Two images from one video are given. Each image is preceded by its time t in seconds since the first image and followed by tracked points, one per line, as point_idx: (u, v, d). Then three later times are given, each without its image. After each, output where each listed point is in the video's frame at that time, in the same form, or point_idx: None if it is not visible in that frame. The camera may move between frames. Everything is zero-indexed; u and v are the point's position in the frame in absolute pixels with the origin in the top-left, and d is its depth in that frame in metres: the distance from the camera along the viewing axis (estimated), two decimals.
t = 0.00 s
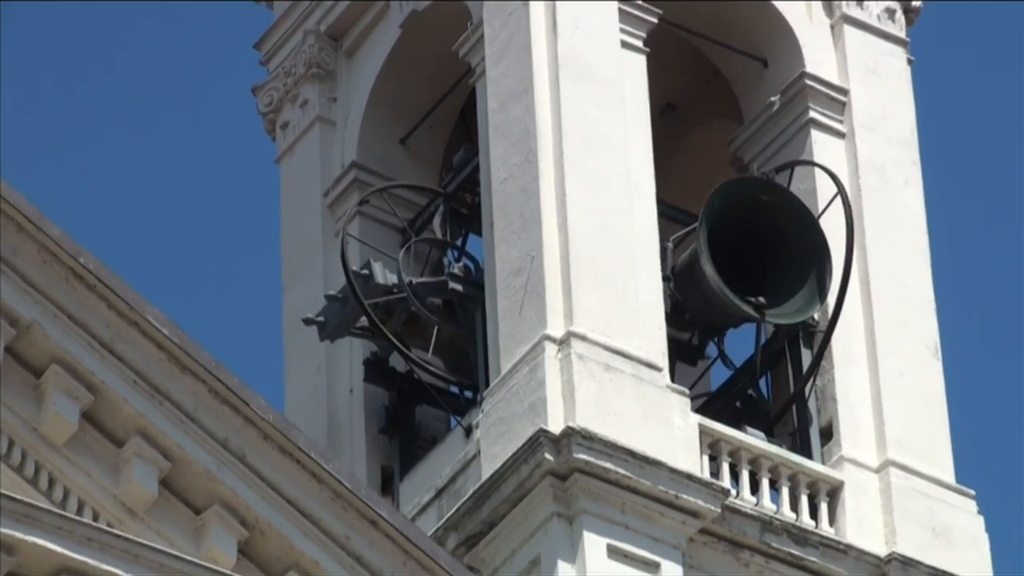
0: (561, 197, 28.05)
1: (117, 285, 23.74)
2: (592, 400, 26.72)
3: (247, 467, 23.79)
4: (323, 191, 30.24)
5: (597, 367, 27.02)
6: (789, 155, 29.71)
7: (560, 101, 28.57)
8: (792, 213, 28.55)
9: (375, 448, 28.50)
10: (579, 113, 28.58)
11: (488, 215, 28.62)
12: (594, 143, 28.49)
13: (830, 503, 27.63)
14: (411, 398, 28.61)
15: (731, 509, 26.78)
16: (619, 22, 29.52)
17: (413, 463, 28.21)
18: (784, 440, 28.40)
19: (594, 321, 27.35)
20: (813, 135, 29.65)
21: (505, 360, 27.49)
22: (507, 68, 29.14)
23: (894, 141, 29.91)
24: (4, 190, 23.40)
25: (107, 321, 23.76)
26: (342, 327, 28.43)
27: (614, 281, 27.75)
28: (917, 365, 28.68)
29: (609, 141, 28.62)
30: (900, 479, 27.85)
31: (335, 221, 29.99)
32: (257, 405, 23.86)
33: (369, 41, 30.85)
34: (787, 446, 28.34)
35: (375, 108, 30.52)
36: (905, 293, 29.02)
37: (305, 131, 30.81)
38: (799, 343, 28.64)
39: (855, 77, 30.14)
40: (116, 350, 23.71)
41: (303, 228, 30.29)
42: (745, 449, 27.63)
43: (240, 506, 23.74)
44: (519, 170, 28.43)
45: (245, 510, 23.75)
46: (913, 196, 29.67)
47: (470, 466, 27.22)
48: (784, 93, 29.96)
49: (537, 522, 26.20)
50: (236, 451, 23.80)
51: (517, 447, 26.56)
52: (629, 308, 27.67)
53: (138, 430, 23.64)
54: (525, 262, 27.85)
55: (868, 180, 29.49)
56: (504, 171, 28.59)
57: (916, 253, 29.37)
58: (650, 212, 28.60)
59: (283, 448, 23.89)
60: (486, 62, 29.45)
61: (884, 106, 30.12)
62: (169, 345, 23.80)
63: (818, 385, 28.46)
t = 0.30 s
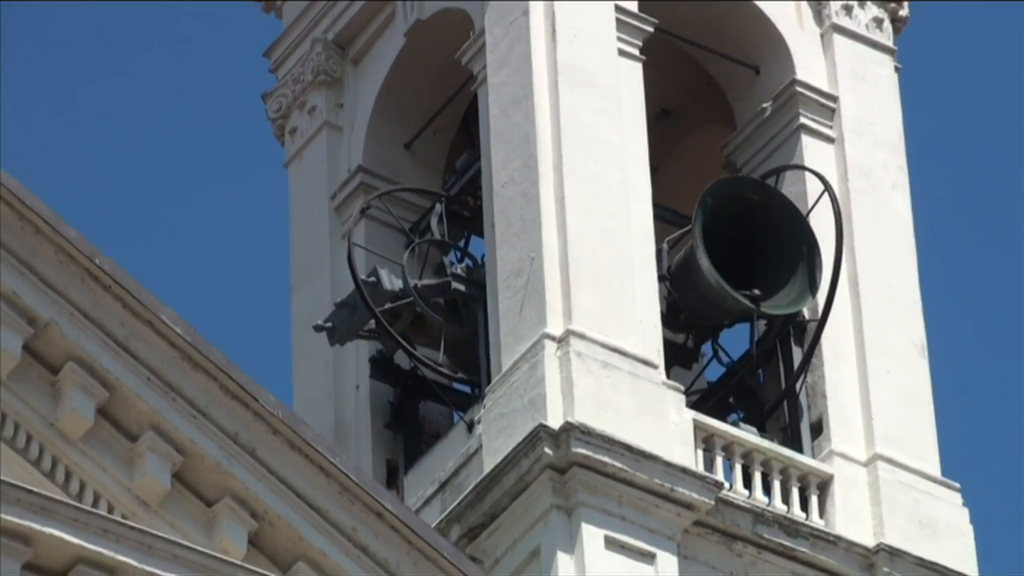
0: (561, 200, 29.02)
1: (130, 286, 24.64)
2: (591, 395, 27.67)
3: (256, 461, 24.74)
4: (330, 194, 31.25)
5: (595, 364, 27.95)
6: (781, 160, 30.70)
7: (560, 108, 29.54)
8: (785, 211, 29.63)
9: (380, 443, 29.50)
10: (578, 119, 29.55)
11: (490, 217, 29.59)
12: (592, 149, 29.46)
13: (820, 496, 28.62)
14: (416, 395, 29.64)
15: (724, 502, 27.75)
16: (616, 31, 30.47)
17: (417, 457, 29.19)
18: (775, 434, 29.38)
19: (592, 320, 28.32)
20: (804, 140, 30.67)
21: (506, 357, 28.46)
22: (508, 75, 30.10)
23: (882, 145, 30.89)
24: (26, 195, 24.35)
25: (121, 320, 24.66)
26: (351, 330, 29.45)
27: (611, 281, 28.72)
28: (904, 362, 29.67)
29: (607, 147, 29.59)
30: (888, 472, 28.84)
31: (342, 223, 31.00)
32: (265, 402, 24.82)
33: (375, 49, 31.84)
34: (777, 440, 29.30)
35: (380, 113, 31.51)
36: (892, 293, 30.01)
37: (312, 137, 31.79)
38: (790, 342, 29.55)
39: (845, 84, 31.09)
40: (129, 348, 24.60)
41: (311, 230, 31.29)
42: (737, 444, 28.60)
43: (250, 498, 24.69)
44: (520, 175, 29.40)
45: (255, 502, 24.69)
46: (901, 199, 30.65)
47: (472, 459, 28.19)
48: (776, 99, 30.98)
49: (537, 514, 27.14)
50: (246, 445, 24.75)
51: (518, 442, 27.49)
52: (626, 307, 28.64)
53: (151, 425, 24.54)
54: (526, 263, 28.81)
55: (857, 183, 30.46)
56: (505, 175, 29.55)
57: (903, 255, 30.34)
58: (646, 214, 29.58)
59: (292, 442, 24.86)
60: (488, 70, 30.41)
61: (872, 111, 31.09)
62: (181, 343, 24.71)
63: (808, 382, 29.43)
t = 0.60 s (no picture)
0: (559, 204, 30.01)
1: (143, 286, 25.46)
2: (588, 392, 28.63)
3: (264, 456, 25.55)
4: (336, 198, 32.29)
5: (592, 362, 28.94)
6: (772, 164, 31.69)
7: (558, 115, 30.54)
8: (776, 217, 30.56)
9: (384, 438, 30.49)
10: (575, 127, 30.55)
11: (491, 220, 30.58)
12: (589, 154, 30.45)
13: (809, 490, 29.61)
14: (420, 390, 30.67)
15: (717, 496, 28.73)
16: (612, 41, 31.45)
17: (420, 452, 30.19)
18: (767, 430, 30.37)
19: (589, 319, 29.30)
20: (794, 146, 31.66)
21: (506, 355, 29.43)
22: (507, 83, 31.09)
23: (868, 152, 31.90)
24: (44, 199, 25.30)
25: (134, 320, 25.44)
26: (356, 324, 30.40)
27: (608, 282, 29.71)
28: (890, 361, 30.68)
29: (603, 151, 30.58)
30: (875, 466, 29.85)
31: (349, 226, 32.02)
32: (273, 399, 25.63)
33: (378, 57, 32.90)
34: (769, 436, 30.31)
35: (385, 119, 32.57)
36: (879, 293, 31.01)
37: (318, 143, 32.86)
38: (780, 340, 30.58)
39: (833, 92, 32.09)
40: (141, 346, 25.39)
41: (317, 232, 32.31)
42: (730, 439, 29.58)
43: (256, 493, 25.50)
44: (518, 179, 30.38)
45: (262, 496, 25.52)
46: (887, 203, 31.66)
47: (473, 454, 29.18)
48: (767, 105, 31.95)
49: (535, 508, 28.10)
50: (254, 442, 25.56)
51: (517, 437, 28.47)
52: (622, 307, 29.62)
53: (164, 421, 25.35)
54: (524, 264, 29.81)
55: (845, 188, 31.46)
56: (506, 179, 30.54)
57: (889, 256, 31.35)
58: (640, 217, 30.57)
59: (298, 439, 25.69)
60: (489, 77, 31.40)
61: (859, 118, 32.10)
62: (192, 342, 25.49)
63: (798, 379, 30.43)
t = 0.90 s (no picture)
0: (558, 207, 31.05)
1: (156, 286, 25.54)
2: (586, 388, 29.67)
3: (273, 450, 25.64)
4: (342, 202, 33.45)
5: (590, 359, 29.97)
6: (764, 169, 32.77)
7: (558, 121, 31.58)
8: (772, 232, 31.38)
9: (390, 433, 31.53)
10: (574, 132, 31.60)
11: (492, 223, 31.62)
12: (587, 159, 31.50)
13: (800, 483, 30.66)
14: (423, 387, 31.72)
15: (711, 489, 29.75)
16: (610, 50, 32.50)
17: (423, 447, 31.23)
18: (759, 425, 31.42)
19: (587, 318, 30.33)
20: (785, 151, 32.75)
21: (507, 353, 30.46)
22: (508, 91, 32.14)
23: (857, 157, 32.98)
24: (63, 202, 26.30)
25: (148, 318, 25.51)
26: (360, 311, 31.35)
27: (605, 283, 30.76)
28: (878, 359, 31.74)
29: (601, 156, 31.62)
30: (863, 460, 30.90)
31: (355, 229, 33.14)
32: (282, 395, 25.71)
33: (384, 65, 34.11)
34: (760, 432, 31.37)
35: (390, 125, 33.74)
36: (867, 293, 32.06)
37: (326, 148, 34.05)
38: (772, 340, 31.66)
39: (823, 99, 33.17)
40: (154, 344, 25.47)
41: (325, 235, 33.47)
42: (723, 434, 30.62)
43: (266, 487, 25.59)
44: (519, 184, 31.42)
45: (272, 490, 25.59)
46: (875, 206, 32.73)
47: (474, 450, 30.22)
48: (759, 112, 33.04)
49: (535, 499, 29.11)
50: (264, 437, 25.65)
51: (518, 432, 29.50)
52: (619, 307, 30.66)
53: (175, 417, 25.44)
54: (524, 265, 30.85)
55: (835, 192, 32.53)
56: (507, 183, 31.58)
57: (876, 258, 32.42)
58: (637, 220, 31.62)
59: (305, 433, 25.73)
60: (490, 85, 32.45)
61: (849, 125, 33.18)
62: (203, 340, 25.57)
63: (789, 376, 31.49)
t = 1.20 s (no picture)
0: (557, 210, 32.09)
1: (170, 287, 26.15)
2: (584, 384, 30.70)
3: (282, 445, 26.23)
4: (348, 205, 34.59)
5: (588, 357, 30.99)
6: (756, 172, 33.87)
7: (557, 127, 32.64)
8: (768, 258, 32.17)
9: (395, 429, 32.59)
10: (572, 138, 32.67)
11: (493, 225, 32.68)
12: (585, 164, 32.56)
13: (791, 477, 31.70)
14: (426, 382, 32.81)
15: (705, 483, 30.75)
16: (608, 57, 33.55)
17: (427, 442, 32.29)
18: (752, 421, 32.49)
19: (585, 317, 31.37)
20: (776, 155, 33.82)
21: (508, 351, 31.47)
22: (509, 97, 33.19)
23: (847, 161, 34.11)
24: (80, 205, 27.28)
25: (162, 318, 26.11)
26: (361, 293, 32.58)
27: (602, 283, 31.81)
28: (866, 357, 32.84)
29: (598, 160, 32.68)
30: (852, 455, 31.97)
31: (360, 230, 34.26)
32: (290, 391, 26.29)
33: (388, 72, 35.34)
34: (753, 427, 32.44)
35: (395, 129, 34.92)
36: (856, 293, 33.15)
37: (333, 152, 35.25)
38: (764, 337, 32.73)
39: (814, 106, 34.30)
40: (168, 342, 26.07)
41: (334, 237, 34.62)
42: (717, 429, 31.66)
43: (274, 481, 26.20)
44: (519, 188, 32.47)
45: (280, 482, 26.20)
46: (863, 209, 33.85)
47: (475, 444, 31.26)
48: (751, 119, 34.13)
49: (535, 493, 30.09)
50: (272, 433, 26.23)
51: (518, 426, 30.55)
52: (617, 306, 31.70)
53: (187, 412, 26.05)
54: (525, 266, 31.89)
55: (824, 196, 33.64)
56: (508, 187, 32.62)
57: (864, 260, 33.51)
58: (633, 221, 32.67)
59: (313, 429, 26.34)
60: (491, 92, 33.53)
61: (838, 130, 34.33)
62: (214, 338, 26.17)
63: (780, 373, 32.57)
